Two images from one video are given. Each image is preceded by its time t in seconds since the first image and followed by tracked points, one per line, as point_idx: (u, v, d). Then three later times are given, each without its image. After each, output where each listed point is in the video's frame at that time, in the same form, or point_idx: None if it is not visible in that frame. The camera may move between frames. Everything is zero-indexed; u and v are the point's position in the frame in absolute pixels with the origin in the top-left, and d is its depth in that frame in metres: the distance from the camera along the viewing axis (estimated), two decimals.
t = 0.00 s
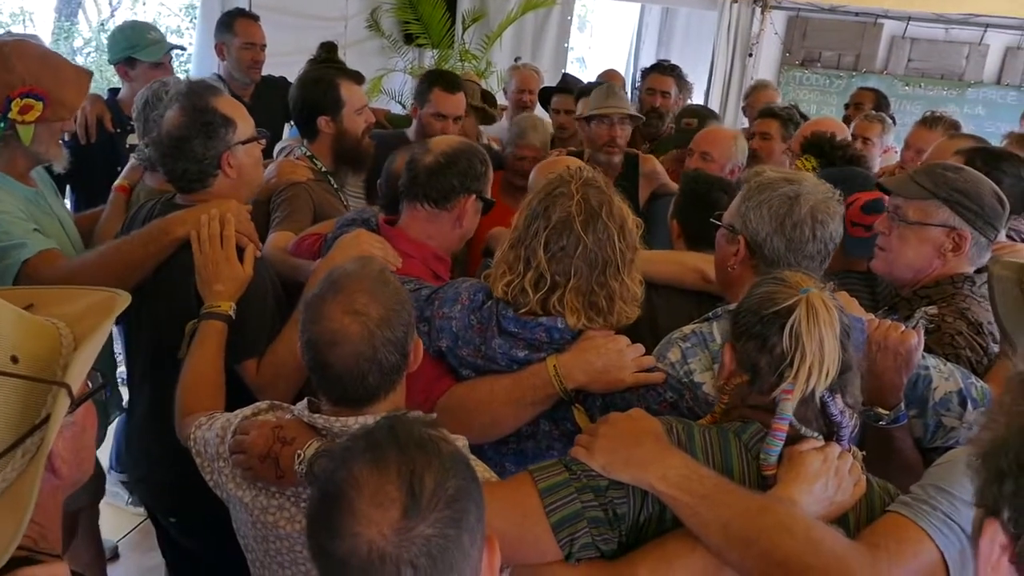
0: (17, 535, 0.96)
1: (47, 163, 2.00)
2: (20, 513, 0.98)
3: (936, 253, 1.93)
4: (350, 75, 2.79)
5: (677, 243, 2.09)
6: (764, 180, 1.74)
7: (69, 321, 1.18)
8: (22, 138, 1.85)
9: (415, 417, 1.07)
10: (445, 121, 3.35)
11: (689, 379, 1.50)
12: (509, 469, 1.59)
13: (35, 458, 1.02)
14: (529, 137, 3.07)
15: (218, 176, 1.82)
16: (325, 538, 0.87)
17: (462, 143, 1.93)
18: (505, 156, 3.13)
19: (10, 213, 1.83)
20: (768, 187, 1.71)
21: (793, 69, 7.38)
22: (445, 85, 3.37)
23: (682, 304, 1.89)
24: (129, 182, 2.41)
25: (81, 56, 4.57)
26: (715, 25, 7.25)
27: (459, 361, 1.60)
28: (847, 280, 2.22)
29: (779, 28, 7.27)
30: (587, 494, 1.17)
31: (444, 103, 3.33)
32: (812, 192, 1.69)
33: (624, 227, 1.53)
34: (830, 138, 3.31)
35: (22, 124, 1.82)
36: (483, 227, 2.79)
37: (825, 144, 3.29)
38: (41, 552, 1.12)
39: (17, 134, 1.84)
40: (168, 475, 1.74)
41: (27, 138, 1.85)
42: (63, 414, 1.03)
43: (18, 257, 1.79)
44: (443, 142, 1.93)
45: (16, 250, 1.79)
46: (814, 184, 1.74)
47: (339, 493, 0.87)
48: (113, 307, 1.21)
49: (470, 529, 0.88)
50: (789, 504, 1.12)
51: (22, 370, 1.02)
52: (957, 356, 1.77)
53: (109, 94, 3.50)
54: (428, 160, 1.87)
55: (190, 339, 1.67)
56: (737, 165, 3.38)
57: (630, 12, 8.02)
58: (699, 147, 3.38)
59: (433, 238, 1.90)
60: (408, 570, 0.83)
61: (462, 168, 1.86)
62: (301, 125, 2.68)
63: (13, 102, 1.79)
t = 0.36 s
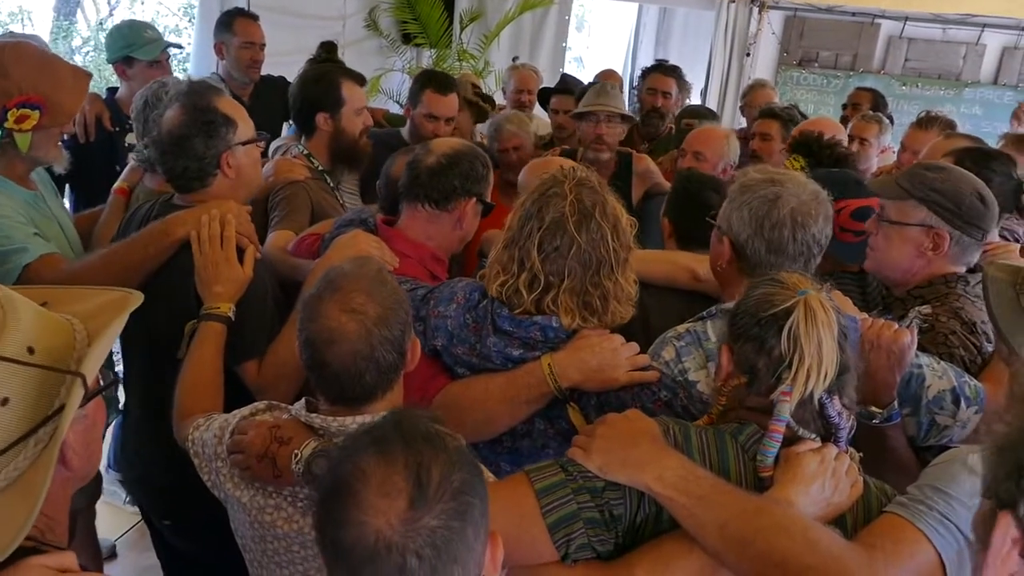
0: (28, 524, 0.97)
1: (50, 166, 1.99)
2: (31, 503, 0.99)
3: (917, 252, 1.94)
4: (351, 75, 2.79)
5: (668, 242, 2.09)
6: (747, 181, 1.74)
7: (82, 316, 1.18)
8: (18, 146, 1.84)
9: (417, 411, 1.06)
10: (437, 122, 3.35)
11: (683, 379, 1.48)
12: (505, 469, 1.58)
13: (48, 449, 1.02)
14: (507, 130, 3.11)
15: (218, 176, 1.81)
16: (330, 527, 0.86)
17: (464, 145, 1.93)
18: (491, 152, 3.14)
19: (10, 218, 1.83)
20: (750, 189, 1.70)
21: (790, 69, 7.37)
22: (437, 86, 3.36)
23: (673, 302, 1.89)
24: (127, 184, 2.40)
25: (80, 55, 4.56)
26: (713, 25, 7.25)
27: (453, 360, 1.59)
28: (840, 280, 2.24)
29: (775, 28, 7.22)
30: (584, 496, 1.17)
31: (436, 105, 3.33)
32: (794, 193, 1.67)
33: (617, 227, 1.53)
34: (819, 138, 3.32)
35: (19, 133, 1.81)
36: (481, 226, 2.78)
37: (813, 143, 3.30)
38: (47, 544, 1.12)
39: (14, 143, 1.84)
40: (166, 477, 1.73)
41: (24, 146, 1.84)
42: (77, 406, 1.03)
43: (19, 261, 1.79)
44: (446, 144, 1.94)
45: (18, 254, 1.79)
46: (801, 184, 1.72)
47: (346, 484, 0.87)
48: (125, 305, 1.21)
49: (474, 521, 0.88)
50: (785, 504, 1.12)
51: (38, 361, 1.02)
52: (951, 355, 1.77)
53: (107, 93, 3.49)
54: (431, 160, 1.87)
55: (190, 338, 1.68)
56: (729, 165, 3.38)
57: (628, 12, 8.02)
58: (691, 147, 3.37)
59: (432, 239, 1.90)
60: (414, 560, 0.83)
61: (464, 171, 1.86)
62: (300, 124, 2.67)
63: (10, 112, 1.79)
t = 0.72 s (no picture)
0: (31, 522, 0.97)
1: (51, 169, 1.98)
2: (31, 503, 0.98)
3: (912, 252, 1.94)
4: (352, 76, 2.79)
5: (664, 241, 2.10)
6: (737, 183, 1.74)
7: (78, 319, 1.18)
8: (17, 154, 1.83)
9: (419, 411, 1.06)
10: (435, 124, 3.36)
11: (679, 380, 1.51)
12: (501, 469, 1.58)
13: (47, 448, 1.02)
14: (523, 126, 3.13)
15: (223, 175, 1.81)
16: (333, 525, 0.87)
17: (456, 146, 1.93)
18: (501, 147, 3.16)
19: (11, 221, 1.82)
20: (739, 190, 1.71)
21: (789, 69, 7.39)
22: (435, 88, 3.36)
23: (667, 303, 1.89)
24: (129, 188, 2.40)
25: (80, 55, 4.56)
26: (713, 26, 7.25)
27: (449, 360, 1.59)
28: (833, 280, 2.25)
29: (774, 28, 7.24)
30: (585, 497, 1.17)
31: (435, 107, 3.34)
32: (783, 193, 1.67)
33: (613, 227, 1.53)
34: (813, 138, 3.32)
35: (17, 143, 1.81)
36: (479, 226, 2.80)
37: (806, 143, 3.31)
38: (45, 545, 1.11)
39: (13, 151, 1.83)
40: (163, 483, 1.73)
41: (22, 154, 1.83)
42: (77, 404, 1.03)
43: (20, 263, 1.79)
44: (439, 144, 1.94)
45: (19, 257, 1.79)
46: (791, 185, 1.71)
47: (350, 483, 0.87)
48: (122, 306, 1.22)
49: (476, 520, 0.88)
50: (786, 506, 1.13)
51: (37, 361, 1.03)
52: (948, 357, 1.78)
53: (106, 94, 3.48)
54: (424, 163, 1.88)
55: (190, 339, 1.68)
56: (725, 165, 3.39)
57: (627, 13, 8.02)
58: (687, 148, 3.37)
59: (428, 239, 1.90)
60: (417, 559, 0.83)
61: (456, 174, 1.87)
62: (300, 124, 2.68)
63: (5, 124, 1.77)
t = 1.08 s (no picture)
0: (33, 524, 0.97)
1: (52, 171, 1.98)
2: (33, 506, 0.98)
3: (931, 256, 1.93)
4: (354, 78, 2.79)
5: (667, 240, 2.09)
6: (727, 186, 1.74)
7: (63, 320, 1.18)
8: (19, 157, 1.85)
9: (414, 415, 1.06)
10: (436, 125, 3.36)
11: (677, 380, 1.55)
12: (498, 471, 1.56)
13: (43, 450, 1.02)
14: (521, 137, 3.05)
15: (224, 177, 1.81)
16: (326, 530, 0.86)
17: (450, 145, 1.93)
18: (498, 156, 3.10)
19: (12, 223, 1.82)
20: (728, 193, 1.70)
21: (789, 71, 7.39)
22: (437, 90, 3.35)
23: (669, 304, 1.89)
24: (131, 194, 2.39)
25: (81, 56, 4.56)
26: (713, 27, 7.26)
27: (447, 360, 1.58)
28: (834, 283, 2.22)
29: (775, 30, 7.25)
30: (587, 502, 1.17)
31: (436, 109, 3.33)
32: (772, 195, 1.66)
33: (610, 228, 1.53)
34: (813, 140, 3.33)
35: (18, 146, 1.81)
36: (476, 225, 2.80)
37: (806, 144, 3.31)
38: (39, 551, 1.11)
39: (14, 154, 1.85)
40: (161, 489, 1.73)
41: (25, 157, 1.85)
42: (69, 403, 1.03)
43: (20, 263, 1.78)
44: (434, 144, 1.94)
45: (18, 257, 1.78)
46: (780, 187, 1.71)
47: (343, 490, 0.86)
48: (105, 305, 1.21)
49: (470, 525, 0.87)
50: (789, 511, 1.12)
51: (25, 363, 1.02)
52: (946, 359, 1.77)
53: (106, 95, 3.48)
54: (417, 165, 1.87)
55: (190, 341, 1.67)
56: (725, 167, 3.39)
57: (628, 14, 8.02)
58: (687, 150, 3.36)
59: (424, 241, 1.90)
60: (410, 565, 0.83)
61: (450, 176, 1.86)
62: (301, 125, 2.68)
63: (7, 129, 1.77)
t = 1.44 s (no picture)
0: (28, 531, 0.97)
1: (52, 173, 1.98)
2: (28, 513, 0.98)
3: (929, 256, 1.93)
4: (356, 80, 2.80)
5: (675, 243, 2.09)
6: (733, 189, 1.73)
7: (56, 327, 1.18)
8: (23, 156, 1.84)
9: (414, 417, 1.06)
10: (440, 129, 3.36)
11: (676, 382, 1.56)
12: (500, 474, 1.56)
13: (37, 457, 1.02)
14: (505, 137, 3.07)
15: (227, 181, 1.81)
16: (326, 533, 0.86)
17: (447, 147, 1.94)
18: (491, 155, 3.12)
19: (14, 223, 1.82)
20: (733, 197, 1.70)
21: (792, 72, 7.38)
22: (440, 93, 3.36)
23: (678, 305, 1.88)
24: (133, 199, 2.40)
25: (85, 58, 4.57)
26: (716, 28, 7.25)
27: (447, 363, 1.59)
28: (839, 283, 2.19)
29: (778, 31, 7.28)
30: (590, 506, 1.17)
31: (440, 112, 3.34)
32: (777, 202, 1.66)
33: (610, 232, 1.53)
34: (817, 142, 3.34)
35: (23, 143, 1.81)
36: (475, 226, 2.81)
37: (811, 146, 3.31)
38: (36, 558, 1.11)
39: (18, 153, 1.84)
40: (163, 493, 1.73)
41: (29, 156, 1.84)
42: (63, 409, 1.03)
43: (21, 264, 1.78)
44: (429, 147, 1.94)
45: (20, 257, 1.79)
46: (786, 193, 1.70)
47: (344, 492, 0.86)
48: (99, 311, 1.22)
49: (471, 527, 0.87)
50: (791, 514, 1.12)
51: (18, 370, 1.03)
52: (945, 360, 1.77)
53: (108, 96, 3.48)
54: (414, 167, 1.88)
55: (191, 345, 1.67)
56: (729, 168, 3.40)
57: (631, 16, 8.01)
58: (690, 150, 3.36)
59: (421, 243, 1.90)
60: (411, 567, 0.83)
61: (446, 177, 1.87)
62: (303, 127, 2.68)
63: (13, 124, 1.78)
